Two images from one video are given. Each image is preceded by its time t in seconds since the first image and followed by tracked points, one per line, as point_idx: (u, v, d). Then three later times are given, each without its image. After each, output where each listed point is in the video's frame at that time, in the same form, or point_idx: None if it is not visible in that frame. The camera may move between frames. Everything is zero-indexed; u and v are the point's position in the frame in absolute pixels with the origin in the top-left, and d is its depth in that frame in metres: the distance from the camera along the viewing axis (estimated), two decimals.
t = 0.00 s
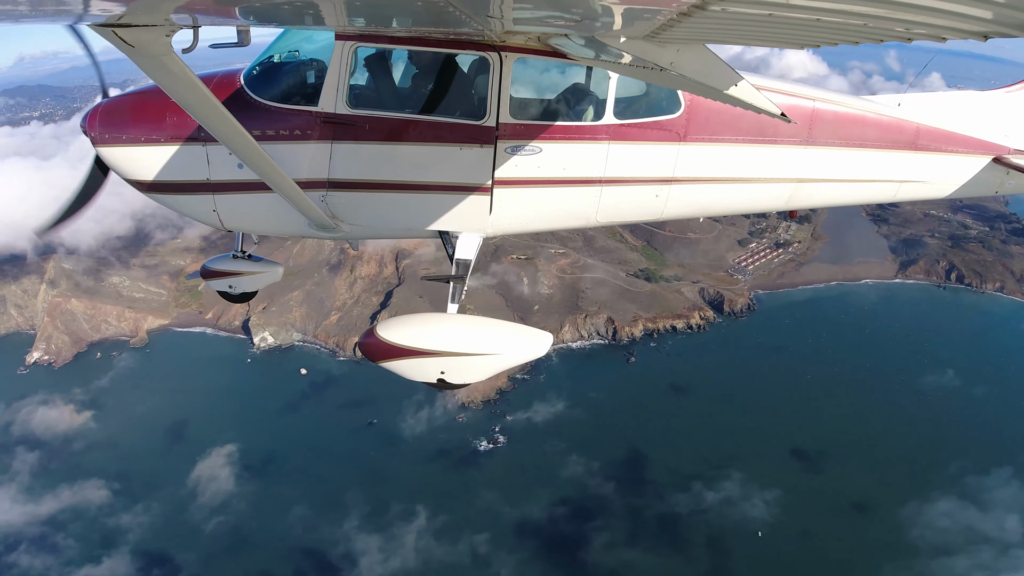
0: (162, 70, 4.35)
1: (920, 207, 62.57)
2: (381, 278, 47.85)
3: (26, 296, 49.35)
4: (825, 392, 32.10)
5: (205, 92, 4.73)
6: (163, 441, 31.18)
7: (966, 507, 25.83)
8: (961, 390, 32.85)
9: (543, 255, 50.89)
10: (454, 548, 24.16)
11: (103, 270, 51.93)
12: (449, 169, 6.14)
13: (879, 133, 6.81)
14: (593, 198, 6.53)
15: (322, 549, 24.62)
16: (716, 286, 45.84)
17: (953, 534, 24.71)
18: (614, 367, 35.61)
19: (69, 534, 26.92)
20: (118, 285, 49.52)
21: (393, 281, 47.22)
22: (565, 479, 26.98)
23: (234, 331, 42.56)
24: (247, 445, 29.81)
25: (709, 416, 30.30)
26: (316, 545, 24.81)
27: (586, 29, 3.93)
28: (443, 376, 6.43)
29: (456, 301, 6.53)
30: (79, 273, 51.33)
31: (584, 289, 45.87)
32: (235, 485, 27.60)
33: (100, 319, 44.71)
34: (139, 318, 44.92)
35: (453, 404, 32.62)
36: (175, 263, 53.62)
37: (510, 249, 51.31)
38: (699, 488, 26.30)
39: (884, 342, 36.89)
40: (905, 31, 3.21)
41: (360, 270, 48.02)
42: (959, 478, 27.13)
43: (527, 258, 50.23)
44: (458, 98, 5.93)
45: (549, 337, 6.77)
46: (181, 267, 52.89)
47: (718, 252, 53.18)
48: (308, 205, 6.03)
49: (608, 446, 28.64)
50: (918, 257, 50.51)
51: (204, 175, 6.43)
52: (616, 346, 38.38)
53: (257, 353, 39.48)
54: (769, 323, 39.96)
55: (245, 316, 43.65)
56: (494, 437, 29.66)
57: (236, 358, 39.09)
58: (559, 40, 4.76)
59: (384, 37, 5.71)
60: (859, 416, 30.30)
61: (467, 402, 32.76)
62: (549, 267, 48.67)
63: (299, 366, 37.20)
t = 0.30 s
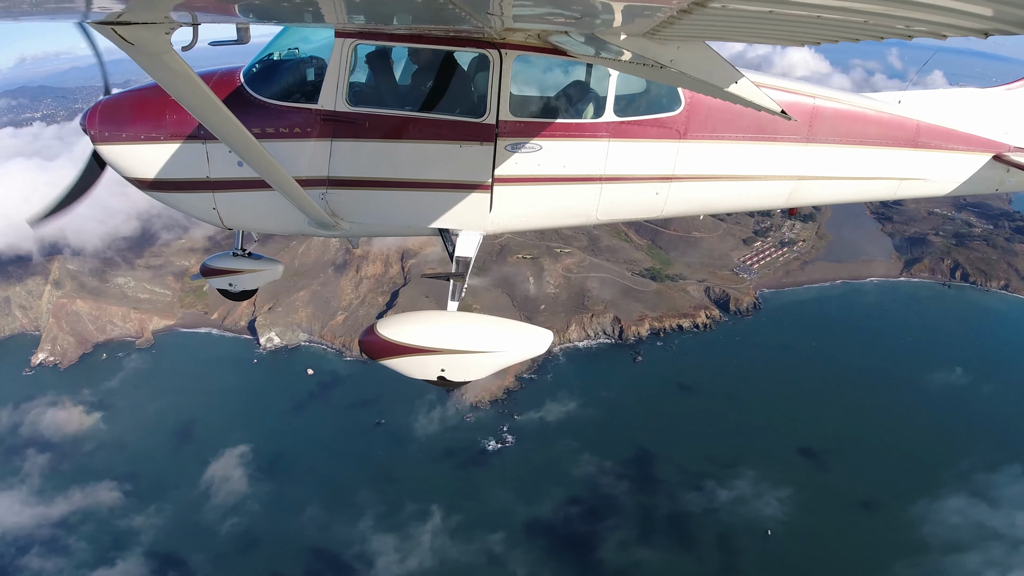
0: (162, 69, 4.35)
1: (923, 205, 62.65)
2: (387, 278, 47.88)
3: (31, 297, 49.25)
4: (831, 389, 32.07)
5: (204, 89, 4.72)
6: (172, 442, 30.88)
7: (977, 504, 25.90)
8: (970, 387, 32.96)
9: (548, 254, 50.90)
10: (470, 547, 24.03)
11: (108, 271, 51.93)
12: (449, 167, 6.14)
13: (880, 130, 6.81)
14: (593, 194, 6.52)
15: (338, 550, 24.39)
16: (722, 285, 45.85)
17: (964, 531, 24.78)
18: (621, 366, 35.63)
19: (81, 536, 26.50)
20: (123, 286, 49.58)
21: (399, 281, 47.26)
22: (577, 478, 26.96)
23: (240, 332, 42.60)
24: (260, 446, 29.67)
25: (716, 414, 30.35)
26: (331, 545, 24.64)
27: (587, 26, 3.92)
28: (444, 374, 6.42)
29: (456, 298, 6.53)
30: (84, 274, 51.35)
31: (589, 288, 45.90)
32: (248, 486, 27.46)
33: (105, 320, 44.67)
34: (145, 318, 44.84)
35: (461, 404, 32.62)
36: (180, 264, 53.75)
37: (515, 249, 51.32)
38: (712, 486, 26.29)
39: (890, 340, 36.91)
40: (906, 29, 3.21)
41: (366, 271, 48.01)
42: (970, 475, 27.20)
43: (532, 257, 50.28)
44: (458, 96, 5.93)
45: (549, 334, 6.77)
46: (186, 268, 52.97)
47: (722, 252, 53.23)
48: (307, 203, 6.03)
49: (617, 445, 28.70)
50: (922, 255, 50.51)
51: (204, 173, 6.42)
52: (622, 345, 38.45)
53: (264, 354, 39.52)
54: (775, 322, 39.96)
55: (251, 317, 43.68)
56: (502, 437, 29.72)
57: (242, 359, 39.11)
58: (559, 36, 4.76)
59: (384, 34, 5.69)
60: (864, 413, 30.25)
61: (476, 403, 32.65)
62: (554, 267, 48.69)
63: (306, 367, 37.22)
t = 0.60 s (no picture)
0: (162, 68, 4.35)
1: (927, 204, 62.60)
2: (392, 278, 47.89)
3: (35, 297, 49.31)
4: (836, 388, 32.08)
5: (204, 87, 4.72)
6: (180, 443, 30.82)
7: (988, 501, 25.93)
8: (978, 385, 33.09)
9: (554, 254, 50.89)
10: (484, 548, 23.98)
11: (113, 273, 52.01)
12: (451, 165, 6.13)
13: (880, 128, 6.80)
14: (593, 193, 6.51)
15: (353, 551, 24.33)
16: (727, 284, 45.82)
17: (975, 528, 24.80)
18: (629, 366, 35.61)
19: (93, 539, 26.58)
20: (127, 287, 49.66)
21: (405, 281, 47.29)
22: (590, 477, 26.94)
23: (245, 333, 42.66)
24: (272, 447, 29.54)
25: (723, 413, 30.37)
26: (345, 546, 24.56)
27: (587, 24, 3.92)
28: (444, 373, 6.42)
29: (456, 297, 6.52)
30: (89, 276, 51.46)
31: (594, 288, 45.89)
32: (261, 487, 27.34)
33: (111, 321, 44.78)
34: (150, 320, 44.83)
35: (469, 403, 32.56)
36: (184, 265, 53.84)
37: (521, 249, 51.28)
38: (725, 485, 26.23)
39: (896, 338, 36.94)
40: (907, 28, 3.20)
41: (372, 271, 48.01)
42: (980, 473, 27.26)
43: (538, 257, 50.29)
44: (457, 94, 5.93)
45: (550, 333, 6.77)
46: (190, 269, 53.06)
47: (727, 251, 53.22)
48: (307, 202, 6.04)
49: (626, 444, 28.72)
50: (927, 254, 50.47)
51: (204, 171, 6.42)
52: (629, 345, 38.47)
53: (270, 354, 39.54)
54: (781, 320, 39.98)
55: (257, 317, 43.72)
56: (511, 437, 29.66)
57: (248, 359, 39.15)
58: (559, 35, 4.75)
59: (385, 33, 5.68)
60: (869, 412, 30.25)
61: (484, 403, 32.59)
62: (560, 267, 48.68)
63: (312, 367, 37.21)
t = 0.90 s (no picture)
0: (164, 67, 4.35)
1: (930, 203, 62.52)
2: (398, 278, 47.93)
3: (39, 300, 49.34)
4: (841, 387, 32.08)
5: (205, 86, 4.71)
6: (188, 444, 30.78)
7: (998, 498, 25.91)
8: (985, 383, 33.13)
9: (559, 254, 50.87)
10: (499, 549, 23.90)
11: (117, 274, 52.03)
12: (454, 164, 6.13)
13: (881, 128, 6.80)
14: (593, 193, 6.51)
15: (367, 553, 24.26)
16: (733, 284, 45.80)
17: (987, 525, 24.74)
18: (636, 366, 35.60)
19: (104, 542, 26.50)
20: (131, 288, 49.70)
21: (410, 281, 47.36)
22: (602, 477, 26.89)
23: (250, 334, 42.69)
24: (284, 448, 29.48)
25: (729, 412, 30.39)
26: (359, 548, 24.47)
27: (588, 24, 3.92)
28: (445, 372, 6.42)
29: (456, 297, 6.52)
30: (92, 278, 51.51)
31: (600, 288, 45.84)
32: (274, 488, 27.22)
33: (115, 323, 44.85)
34: (155, 321, 44.80)
35: (478, 403, 32.60)
36: (188, 267, 53.87)
37: (525, 249, 51.24)
38: (737, 485, 26.15)
39: (901, 336, 36.93)
40: (908, 28, 3.19)
41: (377, 271, 48.03)
42: (990, 470, 27.23)
43: (543, 257, 50.29)
44: (458, 94, 5.93)
45: (550, 333, 6.79)
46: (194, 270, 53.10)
47: (732, 250, 53.23)
48: (308, 201, 6.04)
49: (635, 443, 28.74)
50: (931, 252, 50.41)
51: (205, 171, 6.42)
52: (636, 344, 38.48)
53: (276, 354, 39.52)
54: (786, 320, 39.98)
55: (262, 318, 43.75)
56: (519, 438, 29.68)
57: (253, 360, 39.15)
58: (559, 34, 4.75)
59: (385, 32, 5.68)
60: (874, 411, 30.24)
61: (491, 403, 32.61)
62: (565, 267, 48.64)
63: (318, 369, 37.20)
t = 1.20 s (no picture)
0: (166, 66, 4.36)
1: (933, 202, 62.47)
2: (403, 279, 47.99)
3: (43, 302, 49.38)
4: (845, 387, 32.02)
5: (206, 85, 4.72)
6: (196, 446, 30.79)
7: (1007, 495, 25.87)
8: (992, 381, 33.07)
9: (563, 254, 50.88)
10: (511, 550, 23.89)
11: (121, 276, 52.10)
12: (456, 164, 6.13)
13: (882, 128, 6.79)
14: (594, 193, 6.51)
15: (379, 553, 24.24)
16: (737, 283, 45.77)
17: (997, 522, 24.69)
18: (642, 366, 35.58)
19: (116, 545, 26.53)
20: (135, 290, 49.78)
21: (415, 282, 47.50)
22: (613, 476, 26.87)
23: (255, 336, 42.75)
24: (295, 450, 29.53)
25: (733, 412, 30.36)
26: (372, 548, 24.45)
27: (588, 24, 3.93)
28: (445, 372, 6.40)
29: (457, 297, 6.52)
30: (95, 280, 51.58)
31: (604, 287, 45.84)
32: (286, 489, 27.25)
33: (119, 324, 44.95)
34: (159, 322, 44.80)
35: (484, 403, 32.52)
36: (191, 268, 53.92)
37: (529, 249, 51.23)
38: (748, 484, 26.07)
39: (905, 335, 36.85)
40: (909, 28, 3.19)
41: (381, 272, 48.08)
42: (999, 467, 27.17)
43: (547, 257, 50.30)
44: (459, 93, 5.93)
45: (551, 332, 6.79)
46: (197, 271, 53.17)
47: (735, 249, 53.23)
48: (309, 200, 6.05)
49: (643, 443, 28.75)
50: (934, 251, 50.35)
51: (206, 169, 6.42)
52: (641, 344, 38.47)
53: (281, 355, 39.57)
54: (790, 320, 39.94)
55: (266, 320, 43.79)
56: (526, 438, 29.53)
57: (259, 361, 39.20)
58: (560, 34, 4.75)
59: (387, 31, 5.70)
60: (878, 410, 30.19)
61: (497, 403, 32.49)
62: (569, 267, 48.67)
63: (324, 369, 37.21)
